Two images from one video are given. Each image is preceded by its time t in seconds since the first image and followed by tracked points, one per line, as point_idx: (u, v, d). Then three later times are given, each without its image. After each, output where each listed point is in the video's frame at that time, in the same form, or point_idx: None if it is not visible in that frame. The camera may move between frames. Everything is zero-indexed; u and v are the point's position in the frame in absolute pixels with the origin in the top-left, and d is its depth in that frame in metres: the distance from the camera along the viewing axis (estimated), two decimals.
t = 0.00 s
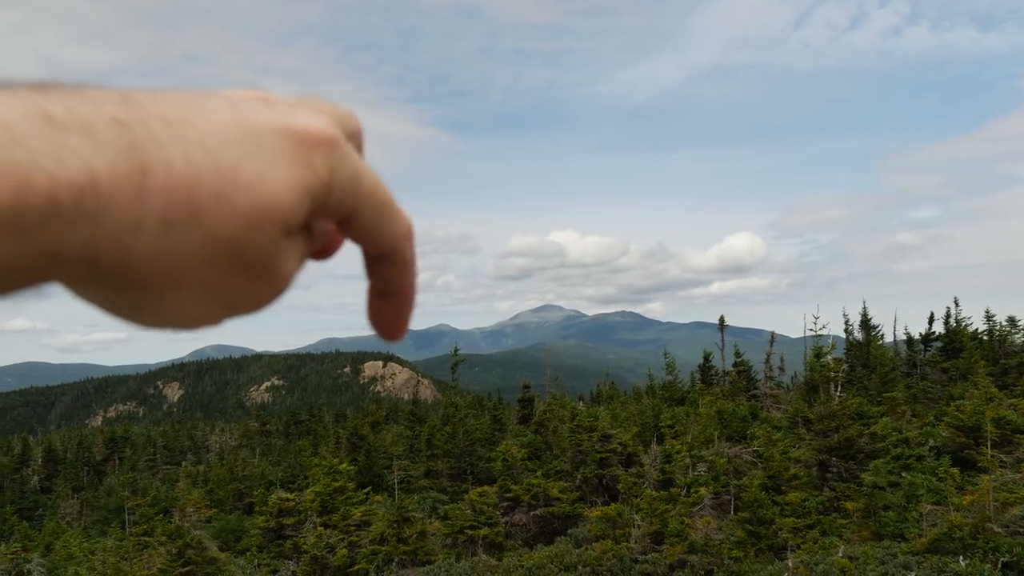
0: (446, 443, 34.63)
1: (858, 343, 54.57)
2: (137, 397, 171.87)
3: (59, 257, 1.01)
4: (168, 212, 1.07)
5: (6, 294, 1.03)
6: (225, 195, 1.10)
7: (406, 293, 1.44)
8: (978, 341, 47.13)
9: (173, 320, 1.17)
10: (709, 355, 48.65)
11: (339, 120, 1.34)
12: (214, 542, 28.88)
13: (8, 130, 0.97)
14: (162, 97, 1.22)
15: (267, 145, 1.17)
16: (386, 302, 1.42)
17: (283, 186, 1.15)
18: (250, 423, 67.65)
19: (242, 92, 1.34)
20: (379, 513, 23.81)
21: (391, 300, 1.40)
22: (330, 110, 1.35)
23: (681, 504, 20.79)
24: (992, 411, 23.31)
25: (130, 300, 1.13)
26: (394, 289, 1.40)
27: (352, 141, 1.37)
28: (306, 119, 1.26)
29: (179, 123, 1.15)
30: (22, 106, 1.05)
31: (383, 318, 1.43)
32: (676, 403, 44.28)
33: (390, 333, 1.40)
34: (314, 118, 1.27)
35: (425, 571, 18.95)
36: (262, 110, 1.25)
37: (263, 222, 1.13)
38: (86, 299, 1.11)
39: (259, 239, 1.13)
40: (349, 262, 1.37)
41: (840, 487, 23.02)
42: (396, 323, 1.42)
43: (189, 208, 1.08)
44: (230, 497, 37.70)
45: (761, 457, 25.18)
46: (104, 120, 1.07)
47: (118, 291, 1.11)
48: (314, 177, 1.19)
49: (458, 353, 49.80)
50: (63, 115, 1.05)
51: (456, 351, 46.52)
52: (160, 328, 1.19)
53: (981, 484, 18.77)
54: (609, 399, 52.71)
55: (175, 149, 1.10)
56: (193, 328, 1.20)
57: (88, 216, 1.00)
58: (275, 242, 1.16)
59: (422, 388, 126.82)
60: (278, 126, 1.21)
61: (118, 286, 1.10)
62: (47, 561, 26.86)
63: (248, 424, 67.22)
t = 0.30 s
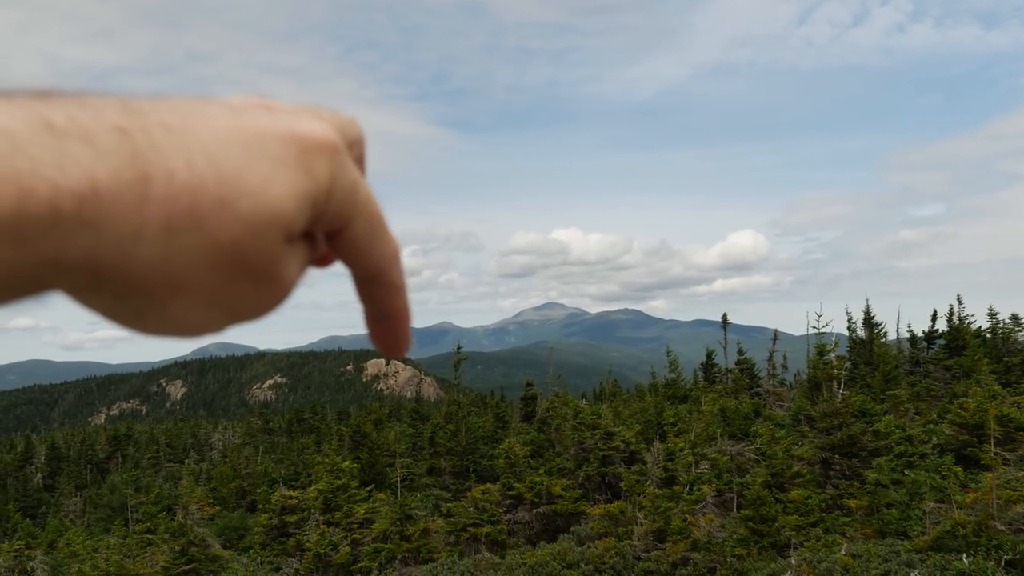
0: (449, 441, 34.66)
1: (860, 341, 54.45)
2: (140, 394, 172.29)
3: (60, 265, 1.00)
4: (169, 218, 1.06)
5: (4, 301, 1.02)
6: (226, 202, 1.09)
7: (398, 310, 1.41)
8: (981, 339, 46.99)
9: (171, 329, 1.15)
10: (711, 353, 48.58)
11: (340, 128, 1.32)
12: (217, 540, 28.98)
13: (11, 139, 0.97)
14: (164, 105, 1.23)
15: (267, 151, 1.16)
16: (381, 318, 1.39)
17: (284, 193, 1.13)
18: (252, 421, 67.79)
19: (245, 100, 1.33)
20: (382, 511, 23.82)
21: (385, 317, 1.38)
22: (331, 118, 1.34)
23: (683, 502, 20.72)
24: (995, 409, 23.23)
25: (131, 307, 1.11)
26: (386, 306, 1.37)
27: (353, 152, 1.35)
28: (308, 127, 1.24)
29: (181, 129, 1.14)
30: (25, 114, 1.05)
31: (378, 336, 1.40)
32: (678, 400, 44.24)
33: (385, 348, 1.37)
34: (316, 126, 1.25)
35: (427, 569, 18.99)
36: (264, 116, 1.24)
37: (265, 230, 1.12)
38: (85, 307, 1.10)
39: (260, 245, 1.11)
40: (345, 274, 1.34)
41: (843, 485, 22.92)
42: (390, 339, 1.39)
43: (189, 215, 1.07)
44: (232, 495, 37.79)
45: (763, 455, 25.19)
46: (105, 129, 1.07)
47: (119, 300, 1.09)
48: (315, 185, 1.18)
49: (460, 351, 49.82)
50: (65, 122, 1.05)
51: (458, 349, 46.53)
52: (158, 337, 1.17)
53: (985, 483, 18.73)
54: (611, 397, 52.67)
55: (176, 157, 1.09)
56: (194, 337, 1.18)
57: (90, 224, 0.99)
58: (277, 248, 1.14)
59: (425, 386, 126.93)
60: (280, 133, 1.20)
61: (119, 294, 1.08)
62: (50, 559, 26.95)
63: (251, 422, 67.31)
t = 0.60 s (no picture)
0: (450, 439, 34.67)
1: (863, 339, 54.35)
2: (142, 391, 172.64)
3: (62, 268, 1.01)
4: (170, 220, 1.06)
5: (6, 303, 1.02)
6: (228, 202, 1.08)
7: (393, 308, 1.39)
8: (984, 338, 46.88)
9: (172, 328, 1.14)
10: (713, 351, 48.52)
11: (340, 126, 1.31)
12: (219, 537, 29.12)
13: (10, 140, 0.97)
14: (165, 104, 1.22)
15: (268, 151, 1.16)
16: (375, 317, 1.38)
17: (284, 194, 1.12)
18: (254, 419, 67.90)
19: (245, 99, 1.32)
20: (383, 509, 23.89)
21: (381, 315, 1.37)
22: (331, 117, 1.33)
23: (685, 500, 20.71)
24: (997, 408, 23.16)
25: (135, 309, 1.11)
26: (381, 304, 1.36)
27: (352, 149, 1.35)
28: (308, 127, 1.23)
29: (182, 129, 1.13)
30: (22, 114, 1.04)
31: (372, 335, 1.39)
32: (680, 399, 44.26)
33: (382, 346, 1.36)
34: (316, 125, 1.24)
35: (428, 566, 19.03)
36: (263, 116, 1.23)
37: (269, 231, 1.11)
38: (88, 307, 1.10)
39: (262, 244, 1.11)
40: (342, 274, 1.34)
41: (844, 485, 22.91)
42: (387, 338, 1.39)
43: (190, 216, 1.06)
44: (234, 492, 37.93)
45: (765, 453, 25.22)
46: (106, 130, 1.08)
47: (122, 301, 1.09)
48: (316, 185, 1.17)
49: (462, 349, 49.85)
50: (66, 124, 1.06)
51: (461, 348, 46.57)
52: (161, 337, 1.17)
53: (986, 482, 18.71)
54: (613, 396, 52.65)
55: (177, 156, 1.09)
56: (198, 336, 1.18)
57: (91, 225, 1.00)
58: (279, 248, 1.13)
59: (427, 383, 126.90)
60: (282, 135, 1.19)
61: (123, 296, 1.08)
62: (52, 556, 27.09)
63: (253, 419, 67.44)
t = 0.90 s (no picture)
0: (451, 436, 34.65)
1: (864, 337, 54.31)
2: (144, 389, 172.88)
3: (63, 264, 0.99)
4: (172, 216, 1.05)
5: (7, 301, 1.00)
6: (231, 198, 1.08)
7: (393, 308, 1.38)
8: (985, 335, 46.85)
9: (174, 327, 1.13)
10: (714, 349, 48.45)
11: (343, 123, 1.31)
12: (220, 535, 29.18)
13: (12, 137, 0.97)
14: (168, 100, 1.21)
15: (272, 150, 1.15)
16: (375, 318, 1.37)
17: (288, 190, 1.12)
18: (255, 417, 67.94)
19: (246, 98, 1.32)
20: (384, 507, 23.92)
21: (382, 313, 1.36)
22: (334, 115, 1.33)
23: (686, 498, 20.70)
24: (998, 406, 23.14)
25: (136, 306, 1.09)
26: (381, 304, 1.35)
27: (356, 148, 1.35)
28: (312, 124, 1.23)
29: (185, 127, 1.13)
30: (25, 111, 1.04)
31: (373, 336, 1.38)
32: (681, 397, 44.27)
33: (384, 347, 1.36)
34: (319, 124, 1.24)
35: (429, 564, 19.01)
36: (265, 114, 1.23)
37: (271, 228, 1.10)
38: (89, 306, 1.08)
39: (265, 240, 1.10)
40: (343, 272, 1.32)
41: (846, 482, 22.88)
42: (388, 340, 1.38)
43: (194, 212, 1.06)
44: (235, 490, 37.99)
45: (766, 451, 25.23)
46: (109, 128, 1.07)
47: (124, 299, 1.08)
48: (319, 182, 1.17)
49: (463, 347, 49.86)
50: (69, 120, 1.05)
51: (462, 345, 46.57)
52: (162, 336, 1.16)
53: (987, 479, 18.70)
54: (614, 393, 52.62)
55: (181, 152, 1.08)
56: (200, 335, 1.17)
57: (95, 221, 0.99)
58: (281, 246, 1.12)
59: (428, 381, 126.92)
60: (285, 133, 1.19)
61: (124, 293, 1.07)
62: (53, 554, 27.15)
63: (253, 417, 67.48)
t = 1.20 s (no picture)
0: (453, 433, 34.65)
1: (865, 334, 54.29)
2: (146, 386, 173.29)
3: (53, 226, 0.99)
4: (163, 182, 1.04)
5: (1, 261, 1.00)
6: (222, 166, 1.07)
7: (384, 289, 1.36)
8: (986, 333, 46.82)
9: (165, 295, 1.13)
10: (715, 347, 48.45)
11: (341, 104, 1.30)
12: (221, 532, 29.26)
13: (3, 97, 0.96)
14: (166, 70, 1.20)
15: (268, 121, 1.15)
16: (368, 299, 1.35)
17: (281, 162, 1.11)
18: (257, 413, 68.10)
19: (243, 70, 1.31)
20: (386, 504, 23.98)
21: (380, 293, 1.34)
22: (332, 93, 1.31)
23: (687, 495, 20.72)
24: (999, 403, 23.14)
25: (125, 273, 1.09)
26: (378, 285, 1.33)
27: (354, 129, 1.34)
28: (306, 98, 1.22)
29: (178, 94, 1.12)
30: (17, 74, 1.03)
31: (364, 317, 1.36)
32: (682, 394, 44.29)
33: (380, 327, 1.35)
34: (314, 97, 1.23)
35: (431, 561, 19.01)
36: (261, 86, 1.22)
37: (262, 199, 1.10)
38: (76, 269, 1.08)
39: (254, 211, 1.10)
40: (338, 252, 1.32)
41: (847, 479, 22.87)
42: (382, 319, 1.36)
43: (185, 180, 1.05)
44: (237, 488, 38.07)
45: (767, 448, 25.27)
46: (100, 90, 1.06)
47: (113, 265, 1.07)
48: (312, 155, 1.16)
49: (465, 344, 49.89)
50: (59, 82, 1.04)
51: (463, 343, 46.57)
52: (154, 304, 1.16)
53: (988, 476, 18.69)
54: (615, 390, 52.66)
55: (173, 119, 1.07)
56: (190, 307, 1.17)
57: (84, 184, 0.98)
58: (273, 217, 1.12)
59: (430, 378, 126.96)
60: (278, 104, 1.18)
61: (113, 259, 1.06)
62: (55, 551, 27.21)
63: (255, 414, 67.62)
